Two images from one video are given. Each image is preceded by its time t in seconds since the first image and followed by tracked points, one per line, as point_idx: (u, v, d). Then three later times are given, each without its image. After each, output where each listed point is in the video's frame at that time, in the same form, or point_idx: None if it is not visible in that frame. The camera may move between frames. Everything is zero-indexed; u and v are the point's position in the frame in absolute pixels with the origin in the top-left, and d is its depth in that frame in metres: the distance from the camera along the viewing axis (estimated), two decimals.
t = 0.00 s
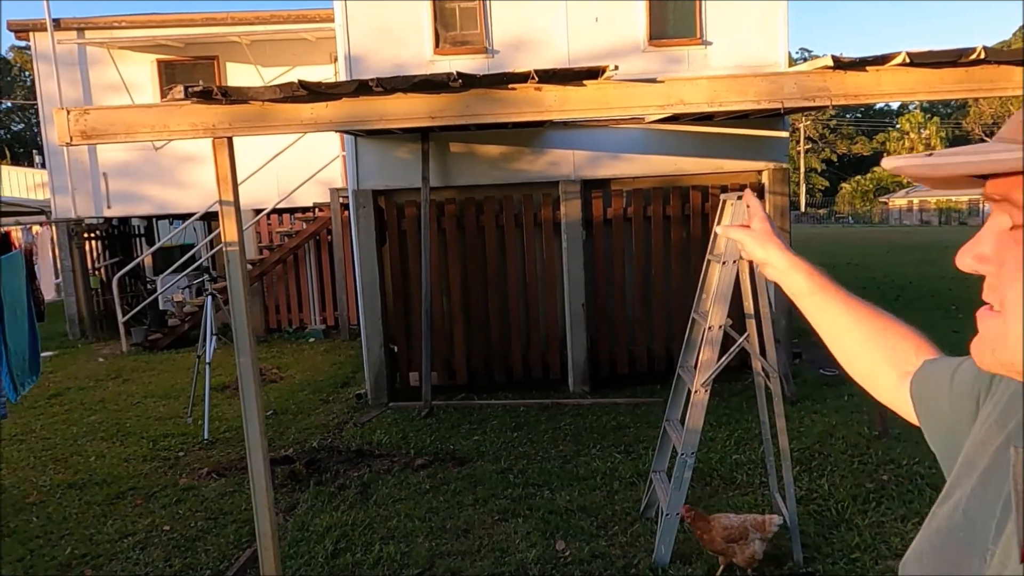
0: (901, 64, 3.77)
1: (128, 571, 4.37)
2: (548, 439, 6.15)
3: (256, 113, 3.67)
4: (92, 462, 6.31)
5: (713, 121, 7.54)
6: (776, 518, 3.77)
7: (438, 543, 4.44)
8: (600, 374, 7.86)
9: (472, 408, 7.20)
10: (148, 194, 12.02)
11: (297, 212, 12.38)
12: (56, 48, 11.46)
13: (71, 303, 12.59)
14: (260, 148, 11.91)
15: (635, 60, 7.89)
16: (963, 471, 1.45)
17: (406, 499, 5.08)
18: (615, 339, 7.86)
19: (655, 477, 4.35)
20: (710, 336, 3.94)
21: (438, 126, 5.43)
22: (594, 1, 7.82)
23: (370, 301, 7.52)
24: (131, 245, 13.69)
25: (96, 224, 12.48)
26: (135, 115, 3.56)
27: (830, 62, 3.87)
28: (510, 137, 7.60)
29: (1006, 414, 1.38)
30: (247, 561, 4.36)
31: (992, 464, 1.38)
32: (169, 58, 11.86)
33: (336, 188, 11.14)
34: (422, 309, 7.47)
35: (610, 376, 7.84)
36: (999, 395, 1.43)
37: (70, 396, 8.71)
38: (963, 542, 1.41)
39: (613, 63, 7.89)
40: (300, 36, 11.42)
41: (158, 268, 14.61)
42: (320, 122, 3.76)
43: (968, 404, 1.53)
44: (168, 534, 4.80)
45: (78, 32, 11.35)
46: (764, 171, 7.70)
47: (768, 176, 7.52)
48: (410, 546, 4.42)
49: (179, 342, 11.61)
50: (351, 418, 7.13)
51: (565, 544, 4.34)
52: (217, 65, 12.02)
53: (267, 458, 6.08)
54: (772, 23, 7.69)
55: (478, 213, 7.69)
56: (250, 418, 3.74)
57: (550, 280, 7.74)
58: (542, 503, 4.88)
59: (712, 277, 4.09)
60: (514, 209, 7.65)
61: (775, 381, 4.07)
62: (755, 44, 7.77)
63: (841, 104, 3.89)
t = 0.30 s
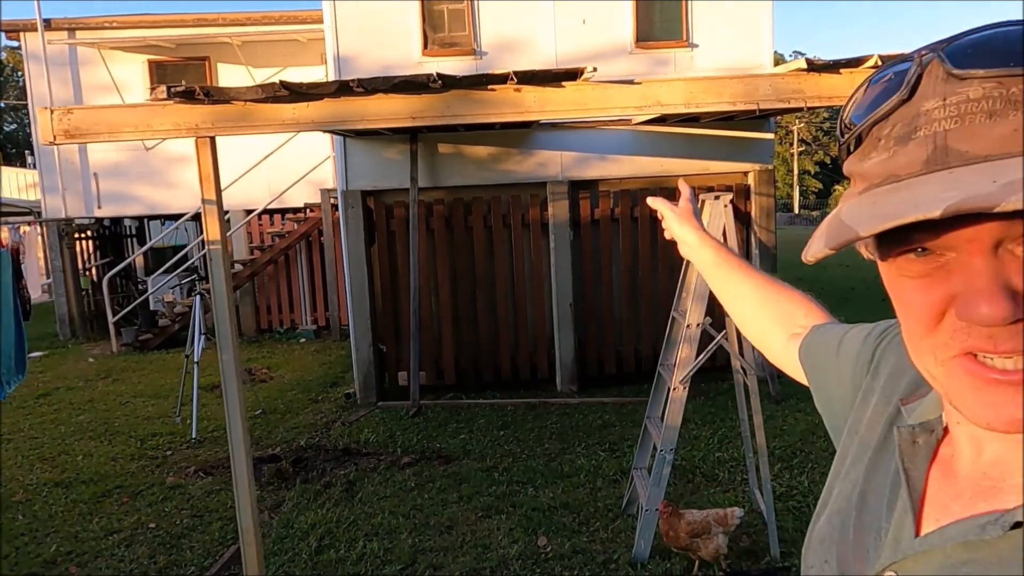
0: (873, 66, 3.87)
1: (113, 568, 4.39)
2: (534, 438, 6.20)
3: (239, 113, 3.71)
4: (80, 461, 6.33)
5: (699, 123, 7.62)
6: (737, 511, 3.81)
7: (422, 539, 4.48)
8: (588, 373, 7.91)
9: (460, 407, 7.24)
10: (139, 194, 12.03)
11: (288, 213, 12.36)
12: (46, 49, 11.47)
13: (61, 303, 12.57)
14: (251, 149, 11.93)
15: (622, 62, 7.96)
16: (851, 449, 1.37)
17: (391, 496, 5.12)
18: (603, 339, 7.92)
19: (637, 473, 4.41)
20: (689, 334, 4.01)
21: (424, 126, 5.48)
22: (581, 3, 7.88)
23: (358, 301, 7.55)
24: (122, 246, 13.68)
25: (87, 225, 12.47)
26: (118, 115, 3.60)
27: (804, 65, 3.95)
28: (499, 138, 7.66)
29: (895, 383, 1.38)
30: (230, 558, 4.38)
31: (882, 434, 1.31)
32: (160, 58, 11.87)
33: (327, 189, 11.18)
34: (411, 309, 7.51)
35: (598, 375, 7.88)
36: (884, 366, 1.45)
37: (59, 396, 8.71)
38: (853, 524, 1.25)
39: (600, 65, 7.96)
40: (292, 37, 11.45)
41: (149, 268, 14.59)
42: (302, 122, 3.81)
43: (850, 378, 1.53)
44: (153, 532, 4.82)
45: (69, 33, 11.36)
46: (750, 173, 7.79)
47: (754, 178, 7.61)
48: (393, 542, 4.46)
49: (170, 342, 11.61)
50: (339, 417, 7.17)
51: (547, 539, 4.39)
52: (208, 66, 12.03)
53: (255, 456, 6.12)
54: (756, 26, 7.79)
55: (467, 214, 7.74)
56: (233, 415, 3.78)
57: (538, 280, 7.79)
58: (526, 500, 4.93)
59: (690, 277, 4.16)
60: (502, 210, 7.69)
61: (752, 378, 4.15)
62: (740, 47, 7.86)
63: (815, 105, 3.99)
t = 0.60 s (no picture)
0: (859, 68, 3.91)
1: (104, 565, 4.41)
2: (527, 436, 6.23)
3: (230, 112, 3.75)
4: (72, 459, 6.33)
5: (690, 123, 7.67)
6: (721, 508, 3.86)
7: (412, 536, 4.50)
8: (581, 373, 7.95)
9: (452, 406, 7.26)
10: (134, 194, 12.03)
11: (283, 212, 12.37)
12: (41, 48, 11.47)
13: (55, 303, 12.56)
14: (246, 149, 11.94)
15: (614, 62, 8.00)
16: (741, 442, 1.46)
17: (383, 494, 5.14)
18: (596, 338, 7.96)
19: (625, 471, 4.45)
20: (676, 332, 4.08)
21: (415, 126, 5.51)
22: (574, 4, 7.93)
23: (352, 300, 7.57)
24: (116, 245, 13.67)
25: (81, 224, 12.47)
26: (110, 113, 3.64)
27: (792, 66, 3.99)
28: (491, 138, 7.70)
29: (769, 372, 1.51)
30: (221, 554, 4.41)
31: (766, 424, 1.41)
32: (155, 58, 11.88)
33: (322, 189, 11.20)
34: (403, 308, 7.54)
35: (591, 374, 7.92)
36: (759, 357, 1.57)
37: (52, 396, 8.70)
38: (750, 512, 1.32)
39: (592, 66, 8.00)
40: (287, 37, 11.47)
41: (144, 268, 14.58)
42: (292, 121, 3.84)
43: (730, 373, 1.65)
44: (145, 529, 4.84)
45: (63, 32, 11.36)
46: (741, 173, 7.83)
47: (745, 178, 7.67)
48: (384, 539, 4.49)
49: (164, 342, 11.61)
50: (332, 416, 7.19)
51: (537, 536, 4.42)
52: (203, 66, 12.04)
53: (247, 454, 6.14)
54: (748, 28, 7.84)
55: (459, 213, 7.77)
56: (224, 412, 3.81)
57: (530, 279, 7.82)
58: (517, 497, 4.96)
59: (678, 274, 4.21)
60: (495, 209, 7.73)
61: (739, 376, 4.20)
62: (732, 49, 7.93)
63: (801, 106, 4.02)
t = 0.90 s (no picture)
0: (846, 66, 3.94)
1: (91, 562, 4.39)
2: (518, 434, 6.24)
3: (219, 107, 3.75)
4: (61, 457, 6.31)
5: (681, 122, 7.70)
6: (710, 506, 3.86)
7: (401, 533, 4.51)
8: (572, 371, 7.97)
9: (443, 404, 7.26)
10: (125, 191, 11.98)
11: (275, 211, 12.34)
12: (31, 44, 11.40)
13: (45, 301, 12.50)
14: (238, 146, 11.91)
15: (605, 62, 8.02)
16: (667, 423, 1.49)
17: (373, 491, 5.14)
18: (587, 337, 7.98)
19: (615, 468, 4.46)
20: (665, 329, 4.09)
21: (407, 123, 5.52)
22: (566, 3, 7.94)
23: (343, 298, 7.54)
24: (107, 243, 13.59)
25: (72, 222, 12.41)
26: (97, 107, 3.62)
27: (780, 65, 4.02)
28: (484, 136, 7.71)
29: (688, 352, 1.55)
30: (210, 551, 4.40)
31: (694, 404, 1.42)
32: (147, 55, 11.83)
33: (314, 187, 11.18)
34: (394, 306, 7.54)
35: (582, 373, 7.94)
36: (681, 336, 1.60)
37: (42, 394, 8.66)
38: (680, 492, 1.34)
39: (583, 65, 8.02)
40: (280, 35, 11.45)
41: (135, 267, 14.52)
42: (281, 116, 3.85)
43: (652, 354, 1.68)
44: (134, 526, 4.82)
45: (54, 28, 11.30)
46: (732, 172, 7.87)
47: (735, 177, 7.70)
48: (373, 535, 4.49)
49: (155, 340, 11.56)
50: (322, 414, 7.18)
51: (525, 533, 4.43)
52: (195, 63, 12.00)
53: (237, 451, 6.13)
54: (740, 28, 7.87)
55: (451, 211, 7.78)
56: (212, 407, 3.81)
57: (521, 277, 7.84)
58: (506, 494, 4.97)
59: (667, 271, 4.22)
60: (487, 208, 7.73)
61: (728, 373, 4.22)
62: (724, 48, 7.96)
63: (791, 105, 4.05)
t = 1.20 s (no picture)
0: (845, 66, 3.93)
1: (85, 561, 4.37)
2: (514, 433, 6.23)
3: (215, 103, 3.74)
4: (56, 454, 6.28)
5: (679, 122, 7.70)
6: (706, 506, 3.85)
7: (397, 532, 4.49)
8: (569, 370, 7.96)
9: (440, 403, 7.25)
10: (122, 188, 11.94)
11: (274, 209, 12.31)
12: (29, 41, 11.35)
13: (42, 298, 12.48)
14: (236, 144, 11.88)
15: (604, 61, 8.02)
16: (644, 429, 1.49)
17: (369, 490, 5.13)
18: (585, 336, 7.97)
19: (612, 467, 4.42)
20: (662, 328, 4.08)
21: (405, 120, 5.50)
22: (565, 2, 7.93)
23: (341, 297, 7.52)
24: (105, 240, 13.56)
25: (69, 219, 12.39)
26: (93, 104, 3.61)
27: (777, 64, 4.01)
28: (482, 135, 7.72)
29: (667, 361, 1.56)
30: (205, 550, 4.38)
31: (672, 408, 1.42)
32: (145, 52, 11.80)
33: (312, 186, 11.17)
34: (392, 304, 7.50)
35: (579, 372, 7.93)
36: (660, 347, 1.63)
37: (38, 391, 8.64)
38: (658, 497, 1.33)
39: (582, 64, 8.01)
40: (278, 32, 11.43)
41: (132, 264, 14.49)
42: (278, 113, 3.84)
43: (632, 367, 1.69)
44: (128, 525, 4.80)
45: (52, 25, 11.27)
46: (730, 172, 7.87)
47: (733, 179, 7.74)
48: (369, 535, 4.48)
49: (152, 338, 11.54)
50: (320, 413, 7.16)
51: (522, 532, 4.42)
52: (193, 60, 11.97)
53: (233, 450, 6.11)
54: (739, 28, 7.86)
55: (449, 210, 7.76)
56: (208, 405, 3.79)
57: (519, 276, 7.82)
58: (503, 494, 4.96)
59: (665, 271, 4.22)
60: (485, 207, 7.71)
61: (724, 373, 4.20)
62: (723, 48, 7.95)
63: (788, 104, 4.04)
